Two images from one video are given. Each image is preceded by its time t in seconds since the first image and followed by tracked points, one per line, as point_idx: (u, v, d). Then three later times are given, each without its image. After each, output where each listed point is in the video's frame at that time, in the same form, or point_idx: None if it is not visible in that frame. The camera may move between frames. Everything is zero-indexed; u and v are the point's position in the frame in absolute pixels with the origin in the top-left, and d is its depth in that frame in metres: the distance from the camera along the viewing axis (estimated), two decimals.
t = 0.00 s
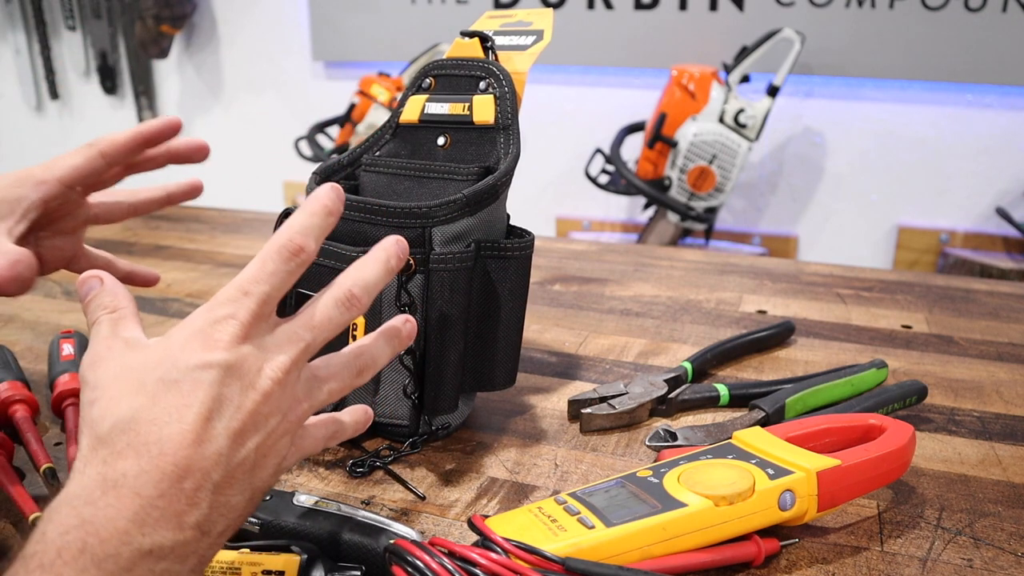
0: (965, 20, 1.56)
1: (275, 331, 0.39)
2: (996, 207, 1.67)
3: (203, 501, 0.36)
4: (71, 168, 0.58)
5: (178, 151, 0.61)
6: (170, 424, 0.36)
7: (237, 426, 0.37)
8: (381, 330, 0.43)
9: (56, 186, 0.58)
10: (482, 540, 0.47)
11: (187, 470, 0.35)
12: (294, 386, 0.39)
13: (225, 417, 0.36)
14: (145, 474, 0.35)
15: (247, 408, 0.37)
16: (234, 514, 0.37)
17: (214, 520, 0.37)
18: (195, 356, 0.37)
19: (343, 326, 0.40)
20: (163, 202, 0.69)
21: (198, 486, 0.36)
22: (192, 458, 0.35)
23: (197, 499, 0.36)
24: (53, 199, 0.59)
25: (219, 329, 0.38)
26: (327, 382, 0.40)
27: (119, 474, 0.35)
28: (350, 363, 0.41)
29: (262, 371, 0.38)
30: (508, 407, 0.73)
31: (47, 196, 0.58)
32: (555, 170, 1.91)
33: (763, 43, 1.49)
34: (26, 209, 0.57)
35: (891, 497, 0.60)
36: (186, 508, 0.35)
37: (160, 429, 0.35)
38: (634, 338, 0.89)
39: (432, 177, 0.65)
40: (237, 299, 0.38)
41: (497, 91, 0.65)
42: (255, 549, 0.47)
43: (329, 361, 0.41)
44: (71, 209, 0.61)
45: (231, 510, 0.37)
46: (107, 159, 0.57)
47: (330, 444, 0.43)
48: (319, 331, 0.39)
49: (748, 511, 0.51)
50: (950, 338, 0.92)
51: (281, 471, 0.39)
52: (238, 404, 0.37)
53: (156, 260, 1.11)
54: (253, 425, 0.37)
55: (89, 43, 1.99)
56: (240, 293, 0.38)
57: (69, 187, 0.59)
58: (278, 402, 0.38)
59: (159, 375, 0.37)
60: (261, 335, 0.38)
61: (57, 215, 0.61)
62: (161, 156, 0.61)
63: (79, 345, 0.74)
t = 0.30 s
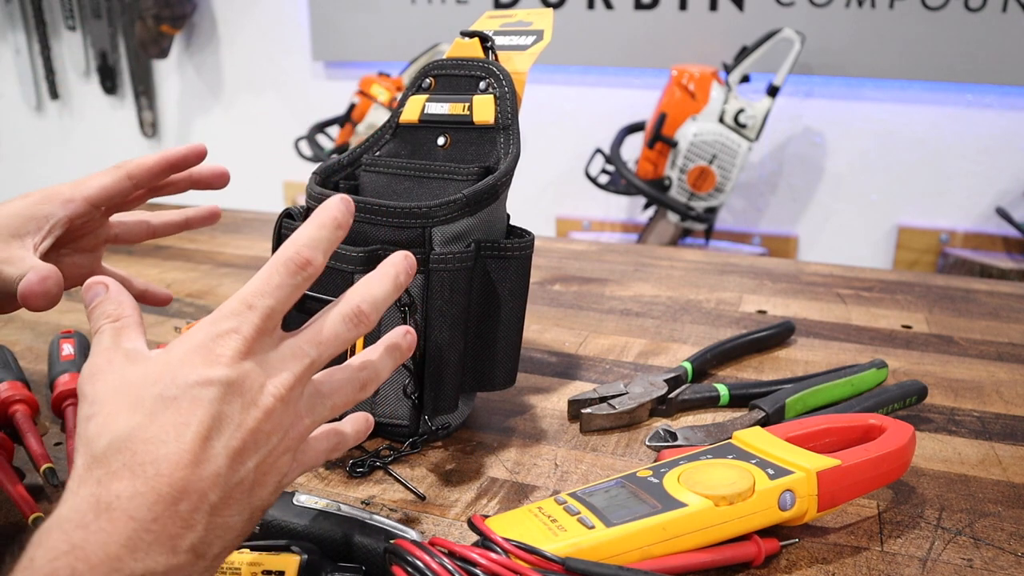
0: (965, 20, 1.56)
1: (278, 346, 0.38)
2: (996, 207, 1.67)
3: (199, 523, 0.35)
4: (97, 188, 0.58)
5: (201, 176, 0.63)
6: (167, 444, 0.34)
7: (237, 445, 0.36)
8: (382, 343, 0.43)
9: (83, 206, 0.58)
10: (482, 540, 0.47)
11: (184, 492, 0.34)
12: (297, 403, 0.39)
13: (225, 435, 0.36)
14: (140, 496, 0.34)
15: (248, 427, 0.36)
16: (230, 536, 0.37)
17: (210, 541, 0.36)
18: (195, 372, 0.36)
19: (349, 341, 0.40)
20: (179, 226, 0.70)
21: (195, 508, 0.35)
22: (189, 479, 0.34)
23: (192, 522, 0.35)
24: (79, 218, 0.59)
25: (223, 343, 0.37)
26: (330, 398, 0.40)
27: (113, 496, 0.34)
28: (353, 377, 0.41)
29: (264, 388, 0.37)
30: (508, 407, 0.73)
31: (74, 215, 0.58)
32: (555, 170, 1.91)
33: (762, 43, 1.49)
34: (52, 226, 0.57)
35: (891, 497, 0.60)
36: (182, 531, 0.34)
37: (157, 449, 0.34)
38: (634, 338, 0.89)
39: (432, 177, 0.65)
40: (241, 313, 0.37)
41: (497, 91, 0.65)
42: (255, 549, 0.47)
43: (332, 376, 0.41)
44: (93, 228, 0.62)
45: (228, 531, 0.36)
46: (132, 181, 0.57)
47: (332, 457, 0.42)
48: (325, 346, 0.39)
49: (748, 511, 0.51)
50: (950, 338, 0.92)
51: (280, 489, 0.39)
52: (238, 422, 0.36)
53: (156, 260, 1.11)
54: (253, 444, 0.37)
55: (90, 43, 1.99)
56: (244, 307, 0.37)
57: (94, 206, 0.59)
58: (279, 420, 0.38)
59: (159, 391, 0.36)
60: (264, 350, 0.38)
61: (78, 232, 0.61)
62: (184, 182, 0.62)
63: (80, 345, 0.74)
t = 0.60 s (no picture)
0: (965, 19, 1.56)
1: (230, 366, 0.35)
2: (996, 207, 1.67)
3: (137, 566, 0.32)
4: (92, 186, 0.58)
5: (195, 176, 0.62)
6: (102, 480, 0.31)
7: (182, 478, 0.33)
8: (348, 355, 0.40)
9: (78, 204, 0.58)
10: (482, 540, 0.47)
11: (119, 534, 0.31)
12: (252, 429, 0.35)
13: (168, 469, 0.32)
14: (71, 539, 0.30)
15: (194, 458, 0.33)
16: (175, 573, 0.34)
17: None
18: (136, 400, 0.32)
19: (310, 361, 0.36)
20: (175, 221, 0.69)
21: (131, 551, 0.31)
22: (126, 520, 0.31)
23: (130, 565, 0.31)
24: (73, 216, 0.58)
25: (167, 366, 0.33)
26: (288, 419, 0.37)
27: (40, 540, 0.30)
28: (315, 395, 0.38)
29: (213, 415, 0.34)
30: (508, 407, 0.73)
31: (68, 213, 0.58)
32: (556, 169, 1.91)
33: (763, 43, 1.49)
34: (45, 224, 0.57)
35: (891, 497, 0.60)
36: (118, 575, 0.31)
37: (91, 487, 0.31)
38: (634, 338, 0.89)
39: (432, 178, 0.65)
40: (188, 333, 0.33)
41: (497, 91, 0.65)
42: (255, 549, 0.47)
43: (293, 396, 0.38)
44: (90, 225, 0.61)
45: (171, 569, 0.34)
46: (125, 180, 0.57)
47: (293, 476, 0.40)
48: (282, 368, 0.35)
49: (748, 511, 0.51)
50: (950, 338, 0.92)
51: (232, 517, 0.36)
52: (183, 454, 0.33)
53: (156, 260, 1.11)
54: (200, 476, 0.33)
55: (90, 43, 1.99)
56: (192, 326, 0.33)
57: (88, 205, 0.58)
58: (230, 449, 0.34)
59: (94, 422, 0.32)
60: (213, 373, 0.34)
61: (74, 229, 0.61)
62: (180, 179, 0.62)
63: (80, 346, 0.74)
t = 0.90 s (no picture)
0: (965, 19, 1.56)
1: (96, 341, 0.26)
2: (996, 207, 1.67)
3: None
4: None
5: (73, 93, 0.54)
6: None
7: (32, 495, 0.25)
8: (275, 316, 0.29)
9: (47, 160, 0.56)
10: (482, 540, 0.47)
11: None
12: (136, 418, 0.27)
13: (12, 485, 0.25)
14: None
15: (46, 469, 0.25)
16: None
17: None
18: None
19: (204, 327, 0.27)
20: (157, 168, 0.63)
21: None
22: None
23: None
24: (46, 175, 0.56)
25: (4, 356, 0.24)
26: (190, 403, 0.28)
27: None
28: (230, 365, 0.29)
29: (71, 412, 0.25)
30: (508, 407, 0.73)
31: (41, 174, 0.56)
32: (556, 170, 1.91)
33: (763, 43, 1.49)
34: None
35: (890, 497, 0.60)
36: None
37: None
38: (634, 338, 0.89)
39: (432, 178, 0.65)
40: (30, 309, 0.24)
41: (497, 91, 0.65)
42: (256, 550, 0.48)
43: (197, 373, 0.29)
44: None
45: None
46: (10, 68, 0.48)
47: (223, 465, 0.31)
48: (165, 346, 0.26)
49: (748, 510, 0.51)
50: (950, 338, 0.92)
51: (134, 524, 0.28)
52: (30, 465, 0.25)
53: (155, 260, 1.11)
54: (64, 487, 0.26)
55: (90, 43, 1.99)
56: (34, 301, 0.24)
57: None
58: (101, 451, 0.26)
59: None
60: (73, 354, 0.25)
61: None
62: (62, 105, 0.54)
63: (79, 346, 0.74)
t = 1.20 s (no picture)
0: (965, 19, 1.56)
1: (312, 353, 0.34)
2: (996, 207, 1.67)
3: (231, 525, 0.30)
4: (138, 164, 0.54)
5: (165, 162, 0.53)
6: (201, 443, 0.30)
7: (272, 449, 0.31)
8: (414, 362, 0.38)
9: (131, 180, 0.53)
10: (482, 540, 0.47)
11: (218, 494, 0.30)
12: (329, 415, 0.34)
13: (261, 439, 0.31)
14: (174, 492, 0.29)
15: (284, 432, 0.32)
16: (260, 540, 0.32)
17: (241, 546, 0.31)
18: (231, 375, 0.32)
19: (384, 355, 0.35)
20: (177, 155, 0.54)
21: (227, 513, 0.30)
22: (225, 482, 0.30)
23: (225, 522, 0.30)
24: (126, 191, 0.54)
25: (260, 348, 0.33)
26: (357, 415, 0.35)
27: (146, 493, 0.29)
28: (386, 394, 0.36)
29: (301, 395, 0.32)
30: (508, 407, 0.73)
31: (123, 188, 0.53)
32: (555, 170, 1.91)
33: (762, 43, 1.49)
34: (100, 195, 0.52)
35: (891, 497, 0.60)
36: (214, 534, 0.30)
37: (193, 448, 0.30)
38: (634, 338, 0.89)
39: (432, 178, 0.65)
40: (281, 320, 0.33)
41: (497, 91, 0.65)
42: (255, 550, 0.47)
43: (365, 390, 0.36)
44: (136, 203, 0.57)
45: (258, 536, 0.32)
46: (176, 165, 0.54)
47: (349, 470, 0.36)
48: (363, 363, 0.34)
49: (748, 511, 0.51)
50: (950, 338, 0.92)
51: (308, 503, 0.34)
52: (274, 427, 0.31)
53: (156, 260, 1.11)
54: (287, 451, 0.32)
55: (90, 43, 1.99)
56: (285, 314, 0.33)
57: (140, 179, 0.54)
58: (310, 433, 0.33)
59: (195, 392, 0.31)
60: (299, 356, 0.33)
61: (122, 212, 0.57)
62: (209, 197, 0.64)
63: (79, 346, 0.74)
